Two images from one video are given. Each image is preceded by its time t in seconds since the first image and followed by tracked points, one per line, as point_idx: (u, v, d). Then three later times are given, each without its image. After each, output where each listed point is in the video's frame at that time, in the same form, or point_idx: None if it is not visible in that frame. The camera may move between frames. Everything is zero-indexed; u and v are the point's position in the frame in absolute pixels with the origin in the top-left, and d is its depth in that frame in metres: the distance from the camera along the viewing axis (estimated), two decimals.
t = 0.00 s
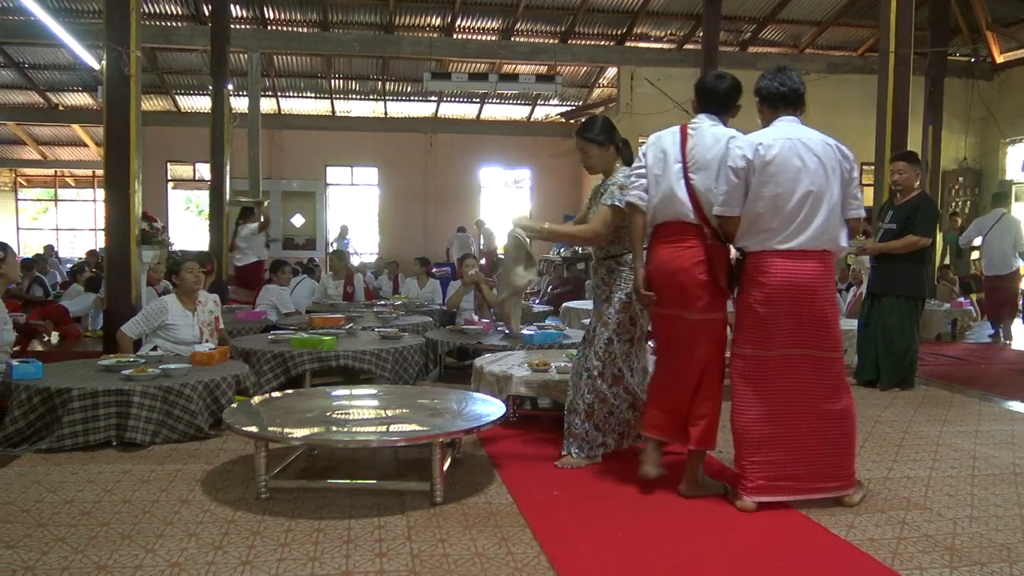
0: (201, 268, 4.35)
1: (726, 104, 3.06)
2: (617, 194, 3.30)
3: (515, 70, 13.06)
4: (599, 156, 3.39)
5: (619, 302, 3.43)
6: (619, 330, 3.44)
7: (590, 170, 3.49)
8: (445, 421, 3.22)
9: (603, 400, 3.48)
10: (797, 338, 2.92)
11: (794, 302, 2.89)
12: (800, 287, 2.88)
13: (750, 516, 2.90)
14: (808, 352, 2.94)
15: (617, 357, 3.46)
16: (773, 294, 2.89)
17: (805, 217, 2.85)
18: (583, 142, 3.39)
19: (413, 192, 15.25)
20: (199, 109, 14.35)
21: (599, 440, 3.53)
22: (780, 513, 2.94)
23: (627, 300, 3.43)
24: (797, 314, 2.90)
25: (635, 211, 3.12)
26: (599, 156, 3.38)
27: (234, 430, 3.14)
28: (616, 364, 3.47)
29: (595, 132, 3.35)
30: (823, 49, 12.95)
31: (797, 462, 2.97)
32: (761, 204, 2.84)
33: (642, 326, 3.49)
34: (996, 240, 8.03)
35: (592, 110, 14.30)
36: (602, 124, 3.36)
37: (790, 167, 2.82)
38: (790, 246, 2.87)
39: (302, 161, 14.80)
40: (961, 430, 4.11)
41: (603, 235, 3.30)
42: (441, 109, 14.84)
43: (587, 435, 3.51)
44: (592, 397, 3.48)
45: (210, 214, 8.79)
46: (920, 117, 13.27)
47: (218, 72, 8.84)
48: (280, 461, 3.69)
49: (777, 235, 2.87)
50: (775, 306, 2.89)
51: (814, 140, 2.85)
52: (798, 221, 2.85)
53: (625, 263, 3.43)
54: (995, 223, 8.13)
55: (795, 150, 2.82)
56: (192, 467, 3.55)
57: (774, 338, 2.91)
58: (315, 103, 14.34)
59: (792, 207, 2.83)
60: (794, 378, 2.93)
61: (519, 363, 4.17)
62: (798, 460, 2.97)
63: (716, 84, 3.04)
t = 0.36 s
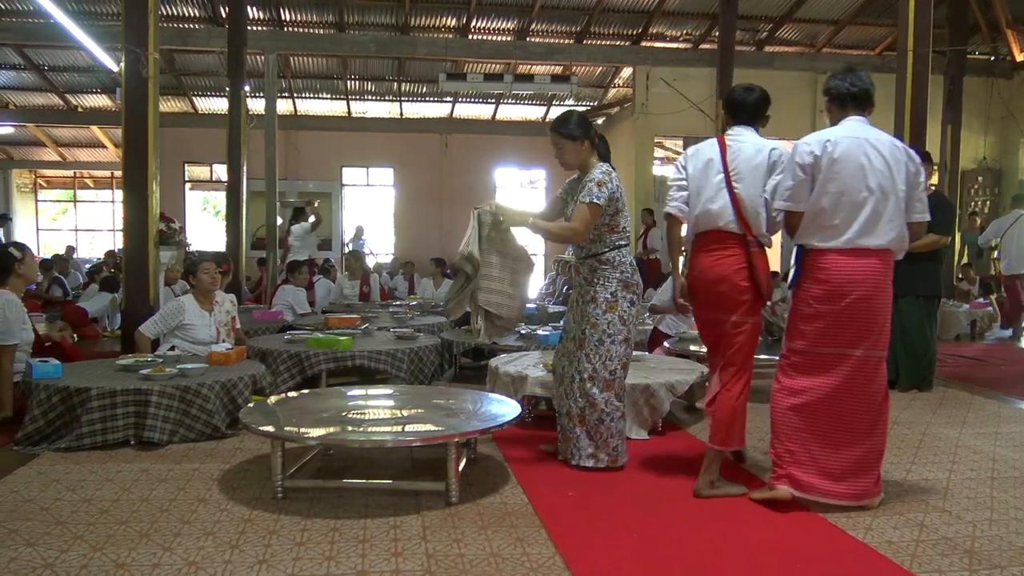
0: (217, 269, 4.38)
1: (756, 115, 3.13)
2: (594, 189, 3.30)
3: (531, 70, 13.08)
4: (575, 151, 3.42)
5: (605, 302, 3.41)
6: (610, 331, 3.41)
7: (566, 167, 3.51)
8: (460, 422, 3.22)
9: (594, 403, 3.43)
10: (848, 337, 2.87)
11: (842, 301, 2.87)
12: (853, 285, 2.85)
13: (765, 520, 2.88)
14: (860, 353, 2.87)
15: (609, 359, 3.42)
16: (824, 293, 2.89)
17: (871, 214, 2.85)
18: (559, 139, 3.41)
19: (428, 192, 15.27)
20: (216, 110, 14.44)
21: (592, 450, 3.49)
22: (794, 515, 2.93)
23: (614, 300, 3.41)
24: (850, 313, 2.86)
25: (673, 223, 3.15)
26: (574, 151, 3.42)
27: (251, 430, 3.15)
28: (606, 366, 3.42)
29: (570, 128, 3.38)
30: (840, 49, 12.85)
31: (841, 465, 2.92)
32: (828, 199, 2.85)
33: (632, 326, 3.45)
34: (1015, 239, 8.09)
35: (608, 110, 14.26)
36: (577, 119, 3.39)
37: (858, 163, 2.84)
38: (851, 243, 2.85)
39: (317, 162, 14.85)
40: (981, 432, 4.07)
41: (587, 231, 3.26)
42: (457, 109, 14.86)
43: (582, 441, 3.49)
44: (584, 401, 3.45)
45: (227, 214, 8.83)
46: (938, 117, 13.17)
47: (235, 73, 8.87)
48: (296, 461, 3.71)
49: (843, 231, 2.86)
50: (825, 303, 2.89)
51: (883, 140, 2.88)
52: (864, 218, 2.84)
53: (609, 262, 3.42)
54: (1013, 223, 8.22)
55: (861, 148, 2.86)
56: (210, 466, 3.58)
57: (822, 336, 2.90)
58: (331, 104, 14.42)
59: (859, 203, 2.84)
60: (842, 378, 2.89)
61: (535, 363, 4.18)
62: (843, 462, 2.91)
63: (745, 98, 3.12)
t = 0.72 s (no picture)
0: (237, 269, 4.41)
1: (787, 117, 3.36)
2: (585, 187, 3.31)
3: (548, 70, 13.08)
4: (551, 152, 3.39)
5: (593, 302, 3.41)
6: (599, 330, 3.42)
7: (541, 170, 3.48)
8: (478, 422, 3.22)
9: (583, 403, 3.44)
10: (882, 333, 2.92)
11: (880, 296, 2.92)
12: (887, 282, 2.91)
13: (785, 523, 2.86)
14: (894, 350, 2.91)
15: (599, 358, 3.44)
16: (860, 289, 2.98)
17: (911, 216, 2.89)
18: (534, 141, 3.38)
19: (446, 193, 15.27)
20: (236, 111, 14.55)
21: (579, 450, 3.48)
22: (817, 519, 2.90)
23: (601, 298, 3.43)
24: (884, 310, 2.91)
25: (715, 226, 3.39)
26: (550, 153, 3.38)
27: (270, 429, 3.17)
28: (594, 365, 3.44)
29: (548, 128, 3.36)
30: (861, 47, 12.72)
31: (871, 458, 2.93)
32: (869, 201, 2.91)
33: (619, 324, 3.48)
34: None
35: (626, 110, 14.21)
36: (552, 121, 3.37)
37: (897, 166, 2.89)
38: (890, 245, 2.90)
39: (337, 163, 14.92)
40: (1004, 434, 4.03)
41: (584, 231, 3.31)
42: (474, 110, 14.87)
43: (571, 441, 3.47)
44: (573, 402, 3.44)
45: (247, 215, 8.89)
46: (961, 115, 13.02)
47: (255, 75, 8.93)
48: (315, 460, 3.74)
49: (883, 232, 2.92)
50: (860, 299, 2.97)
51: (923, 141, 2.92)
52: (903, 219, 2.89)
53: (594, 261, 3.42)
54: None
55: (900, 151, 2.90)
56: (229, 466, 3.60)
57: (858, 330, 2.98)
58: (350, 105, 14.50)
59: (898, 205, 2.90)
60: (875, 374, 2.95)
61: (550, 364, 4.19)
62: (873, 458, 2.92)
63: (774, 103, 3.35)
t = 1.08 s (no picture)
0: (277, 271, 4.47)
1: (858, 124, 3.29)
2: (595, 185, 3.28)
3: (586, 71, 13.04)
4: (560, 152, 3.36)
5: (610, 297, 3.40)
6: (615, 325, 3.42)
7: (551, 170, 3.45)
8: (517, 423, 3.23)
9: (599, 398, 3.43)
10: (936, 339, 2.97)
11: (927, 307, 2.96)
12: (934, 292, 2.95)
13: (829, 528, 2.82)
14: (943, 357, 2.94)
15: (615, 353, 3.44)
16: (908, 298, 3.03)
17: (955, 226, 2.92)
18: (542, 143, 3.35)
19: (483, 193, 15.28)
20: (276, 115, 14.74)
21: (597, 446, 3.48)
22: (862, 525, 2.87)
23: (619, 294, 3.42)
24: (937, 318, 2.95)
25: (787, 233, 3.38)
26: (558, 153, 3.35)
27: (312, 429, 3.21)
28: (608, 360, 3.43)
29: (554, 131, 3.32)
30: (904, 43, 12.47)
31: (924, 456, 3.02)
32: (911, 214, 2.97)
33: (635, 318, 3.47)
34: None
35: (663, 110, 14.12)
36: (559, 122, 3.34)
37: (939, 178, 2.92)
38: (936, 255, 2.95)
39: (375, 164, 15.01)
40: None
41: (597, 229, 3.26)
42: (512, 112, 14.87)
43: (588, 436, 3.47)
44: (590, 396, 3.43)
45: (290, 217, 9.00)
46: (1008, 111, 12.70)
47: (296, 80, 9.03)
48: (355, 460, 3.77)
49: (926, 244, 2.96)
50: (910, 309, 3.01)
51: (966, 150, 2.93)
52: (948, 230, 2.92)
53: (609, 257, 3.40)
54: None
55: (943, 162, 2.93)
56: (271, 465, 3.65)
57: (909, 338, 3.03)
58: (388, 107, 14.59)
59: (940, 216, 2.92)
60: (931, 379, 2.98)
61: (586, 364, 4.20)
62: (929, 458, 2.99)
63: (842, 110, 3.29)
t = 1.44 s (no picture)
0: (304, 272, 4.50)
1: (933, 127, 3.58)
2: (613, 183, 3.26)
3: (612, 71, 13.01)
4: (583, 154, 3.35)
5: (631, 298, 3.39)
6: (636, 328, 3.40)
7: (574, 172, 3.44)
8: (543, 424, 3.21)
9: (620, 401, 3.41)
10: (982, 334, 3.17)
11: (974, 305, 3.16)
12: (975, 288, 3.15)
13: (859, 533, 2.78)
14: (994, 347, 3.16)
15: (636, 355, 3.42)
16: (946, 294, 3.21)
17: (975, 220, 3.13)
18: (564, 145, 3.34)
19: (509, 195, 15.28)
20: (303, 117, 14.86)
21: (614, 449, 3.44)
22: (894, 529, 2.82)
23: (639, 295, 3.40)
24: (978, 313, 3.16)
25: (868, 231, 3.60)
26: (581, 154, 3.34)
27: (337, 429, 3.22)
28: (629, 363, 3.41)
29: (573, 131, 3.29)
30: (935, 42, 12.29)
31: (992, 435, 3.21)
32: (931, 213, 3.20)
33: (657, 320, 3.45)
34: None
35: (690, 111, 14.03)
36: (581, 123, 3.31)
37: (954, 176, 3.16)
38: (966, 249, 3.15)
39: (402, 165, 15.08)
40: None
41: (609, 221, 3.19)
42: (538, 113, 14.87)
43: (605, 439, 3.43)
44: (610, 399, 3.42)
45: (318, 219, 9.07)
46: None
47: (325, 82, 9.09)
48: (380, 460, 3.78)
49: (952, 240, 3.18)
50: (956, 308, 3.19)
51: (980, 148, 3.15)
52: (969, 225, 3.14)
53: (631, 258, 3.38)
54: None
55: (956, 161, 3.16)
56: (297, 465, 3.67)
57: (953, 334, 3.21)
58: (414, 109, 14.66)
59: (960, 211, 3.14)
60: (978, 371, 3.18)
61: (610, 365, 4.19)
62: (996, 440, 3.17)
63: (919, 112, 3.58)
